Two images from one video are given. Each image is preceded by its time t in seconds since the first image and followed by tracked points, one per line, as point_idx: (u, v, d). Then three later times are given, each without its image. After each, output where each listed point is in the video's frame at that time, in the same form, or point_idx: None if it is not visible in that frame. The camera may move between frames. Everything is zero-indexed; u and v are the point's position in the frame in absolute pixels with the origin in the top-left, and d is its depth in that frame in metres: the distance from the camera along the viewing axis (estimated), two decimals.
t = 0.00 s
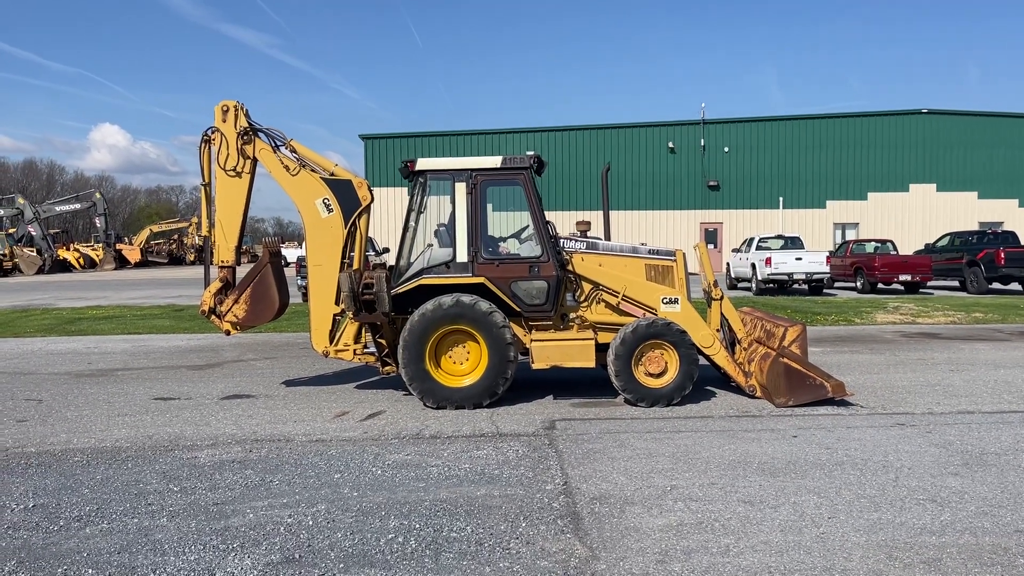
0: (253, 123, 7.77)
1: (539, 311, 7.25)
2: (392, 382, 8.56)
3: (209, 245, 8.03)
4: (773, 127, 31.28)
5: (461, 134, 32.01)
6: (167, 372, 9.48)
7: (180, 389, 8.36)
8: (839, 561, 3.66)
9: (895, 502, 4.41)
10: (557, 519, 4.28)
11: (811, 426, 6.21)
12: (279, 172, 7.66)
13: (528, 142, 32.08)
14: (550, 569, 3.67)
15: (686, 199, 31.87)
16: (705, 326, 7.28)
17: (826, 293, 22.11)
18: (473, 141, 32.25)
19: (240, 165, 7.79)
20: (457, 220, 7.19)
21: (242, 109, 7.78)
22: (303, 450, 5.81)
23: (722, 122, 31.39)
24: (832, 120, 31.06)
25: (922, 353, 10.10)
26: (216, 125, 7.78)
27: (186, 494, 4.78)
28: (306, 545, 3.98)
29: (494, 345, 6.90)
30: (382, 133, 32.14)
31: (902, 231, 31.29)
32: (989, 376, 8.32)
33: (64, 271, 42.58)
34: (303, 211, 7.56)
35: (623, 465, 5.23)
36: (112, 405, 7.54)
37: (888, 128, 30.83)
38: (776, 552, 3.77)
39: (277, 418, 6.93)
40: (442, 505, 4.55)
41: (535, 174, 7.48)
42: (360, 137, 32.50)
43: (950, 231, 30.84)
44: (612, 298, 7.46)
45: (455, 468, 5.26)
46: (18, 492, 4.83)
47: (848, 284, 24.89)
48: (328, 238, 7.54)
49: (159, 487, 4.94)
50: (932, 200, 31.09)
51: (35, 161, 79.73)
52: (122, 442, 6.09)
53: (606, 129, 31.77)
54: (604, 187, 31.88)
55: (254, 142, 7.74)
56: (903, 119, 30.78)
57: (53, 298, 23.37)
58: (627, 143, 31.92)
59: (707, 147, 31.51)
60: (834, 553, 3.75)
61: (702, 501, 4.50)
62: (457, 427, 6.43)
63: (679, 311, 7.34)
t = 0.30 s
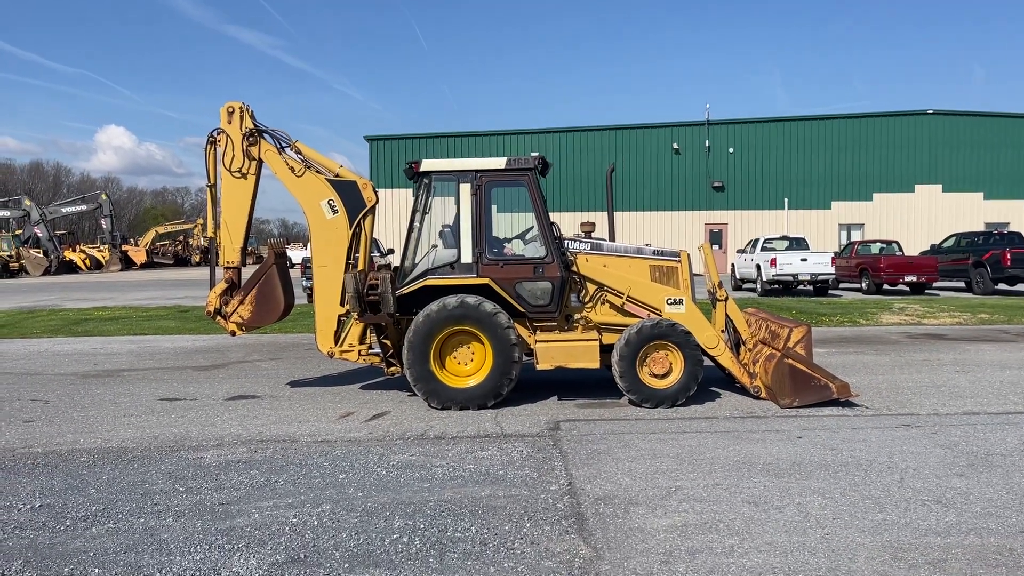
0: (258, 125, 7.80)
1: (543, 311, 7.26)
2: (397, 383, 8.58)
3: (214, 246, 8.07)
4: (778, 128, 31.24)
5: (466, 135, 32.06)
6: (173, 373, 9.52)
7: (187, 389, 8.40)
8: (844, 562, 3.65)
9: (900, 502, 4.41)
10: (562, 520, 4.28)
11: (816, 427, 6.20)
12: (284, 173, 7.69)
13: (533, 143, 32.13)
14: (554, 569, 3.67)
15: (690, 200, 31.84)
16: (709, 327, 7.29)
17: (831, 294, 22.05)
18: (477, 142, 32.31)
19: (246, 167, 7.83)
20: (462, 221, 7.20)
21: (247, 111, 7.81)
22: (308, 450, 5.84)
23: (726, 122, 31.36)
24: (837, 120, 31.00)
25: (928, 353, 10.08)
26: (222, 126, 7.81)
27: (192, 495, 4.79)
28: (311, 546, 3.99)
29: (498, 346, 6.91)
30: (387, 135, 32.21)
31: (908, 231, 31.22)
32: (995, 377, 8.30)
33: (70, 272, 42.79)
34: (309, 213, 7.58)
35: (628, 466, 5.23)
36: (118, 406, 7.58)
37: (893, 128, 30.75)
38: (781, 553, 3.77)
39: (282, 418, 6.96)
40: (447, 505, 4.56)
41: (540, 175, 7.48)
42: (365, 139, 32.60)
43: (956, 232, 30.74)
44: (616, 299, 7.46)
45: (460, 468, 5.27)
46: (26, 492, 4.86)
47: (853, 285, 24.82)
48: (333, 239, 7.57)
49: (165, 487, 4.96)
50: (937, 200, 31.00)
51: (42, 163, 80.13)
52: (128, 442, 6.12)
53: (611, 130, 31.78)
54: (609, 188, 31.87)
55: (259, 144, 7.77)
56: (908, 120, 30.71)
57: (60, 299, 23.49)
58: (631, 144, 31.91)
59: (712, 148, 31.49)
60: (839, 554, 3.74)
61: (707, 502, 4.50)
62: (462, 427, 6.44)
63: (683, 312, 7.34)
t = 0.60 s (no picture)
0: (261, 126, 7.82)
1: (546, 312, 7.26)
2: (400, 384, 8.59)
3: (218, 247, 8.08)
4: (782, 128, 31.21)
5: (469, 135, 32.10)
6: (177, 374, 9.54)
7: (191, 390, 8.42)
8: (846, 562, 3.65)
9: (904, 503, 4.40)
10: (564, 520, 4.29)
11: (820, 428, 6.19)
12: (288, 174, 7.71)
13: (537, 143, 32.15)
14: (557, 570, 3.67)
15: (694, 200, 31.80)
16: (713, 328, 7.28)
17: (835, 294, 21.99)
18: (481, 143, 32.34)
19: (249, 168, 7.84)
20: (465, 221, 7.20)
21: (250, 112, 7.82)
22: (312, 450, 5.85)
23: (730, 122, 31.34)
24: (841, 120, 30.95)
25: (932, 354, 10.06)
26: (225, 127, 7.83)
27: (196, 495, 4.81)
28: (313, 545, 4.01)
29: (501, 346, 6.91)
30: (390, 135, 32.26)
31: (913, 231, 31.15)
32: (1000, 377, 8.27)
33: (75, 272, 42.96)
34: (312, 213, 7.60)
35: (631, 466, 5.23)
36: (122, 406, 7.60)
37: (898, 128, 30.68)
38: (783, 553, 3.77)
39: (285, 418, 6.97)
40: (450, 505, 4.56)
41: (543, 175, 7.49)
42: (369, 139, 32.65)
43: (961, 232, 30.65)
44: (619, 299, 7.46)
45: (463, 468, 5.27)
46: (30, 492, 4.88)
47: (857, 286, 24.76)
48: (336, 240, 7.58)
49: (169, 487, 4.97)
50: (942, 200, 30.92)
51: (48, 164, 80.45)
52: (132, 443, 6.14)
53: (614, 130, 31.78)
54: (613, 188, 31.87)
55: (263, 145, 7.78)
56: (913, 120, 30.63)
57: (64, 299, 23.56)
58: (635, 144, 31.90)
59: (716, 148, 31.47)
60: (842, 555, 3.74)
61: (709, 502, 4.50)
62: (465, 428, 6.44)
63: (687, 312, 7.34)
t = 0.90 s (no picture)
0: (264, 126, 7.83)
1: (548, 311, 7.27)
2: (402, 383, 8.59)
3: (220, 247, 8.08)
4: (785, 128, 31.17)
5: (472, 135, 32.09)
6: (179, 373, 9.55)
7: (193, 389, 8.43)
8: (847, 562, 3.65)
9: (905, 503, 4.39)
10: (565, 519, 4.28)
11: (822, 428, 6.18)
12: (290, 174, 7.72)
13: (539, 143, 32.13)
14: (557, 570, 3.67)
15: (697, 200, 31.76)
16: (715, 328, 7.26)
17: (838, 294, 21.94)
18: (483, 143, 32.35)
19: (251, 167, 7.85)
20: (467, 221, 7.20)
21: (252, 112, 7.83)
22: (313, 450, 5.86)
23: (733, 122, 31.28)
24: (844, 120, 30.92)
25: (935, 354, 10.03)
26: (228, 127, 7.84)
27: (197, 494, 4.82)
28: (314, 545, 4.01)
29: (503, 346, 6.91)
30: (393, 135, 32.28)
31: (916, 231, 31.08)
32: (1004, 377, 8.24)
33: (79, 272, 43.02)
34: (314, 213, 7.60)
35: (632, 466, 5.23)
36: (124, 406, 7.61)
37: (901, 128, 30.63)
38: (783, 553, 3.76)
39: (287, 418, 6.98)
40: (450, 505, 4.56)
41: (545, 175, 7.48)
42: (372, 139, 32.68)
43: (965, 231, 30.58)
44: (621, 299, 7.46)
45: (464, 468, 5.27)
46: (31, 491, 4.89)
47: (860, 286, 24.71)
48: (338, 240, 7.59)
49: (170, 486, 4.98)
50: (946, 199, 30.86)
51: (52, 164, 80.64)
52: (134, 442, 6.15)
53: (617, 130, 31.76)
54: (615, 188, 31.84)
55: (265, 144, 7.79)
56: (917, 119, 30.57)
57: (67, 299, 23.60)
58: (638, 144, 31.88)
59: (718, 148, 31.43)
60: (843, 554, 3.73)
61: (710, 502, 4.49)
62: (467, 428, 6.44)
63: (688, 312, 7.33)
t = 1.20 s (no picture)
0: (265, 125, 7.83)
1: (549, 311, 7.26)
2: (403, 383, 8.59)
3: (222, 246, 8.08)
4: (787, 128, 31.14)
5: (474, 135, 32.07)
6: (180, 372, 9.55)
7: (194, 388, 8.43)
8: (848, 562, 3.64)
9: (906, 503, 4.38)
10: (566, 519, 4.28)
11: (823, 428, 6.17)
12: (291, 173, 7.71)
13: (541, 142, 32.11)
14: (557, 569, 3.66)
15: (699, 200, 31.73)
16: (716, 327, 7.25)
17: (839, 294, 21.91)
18: (485, 142, 32.34)
19: (253, 166, 7.85)
20: (468, 220, 7.20)
21: (254, 111, 7.84)
22: (314, 449, 5.86)
23: (735, 122, 31.23)
24: (845, 120, 30.90)
25: (937, 354, 10.01)
26: (229, 126, 7.84)
27: (198, 493, 4.82)
28: (315, 544, 4.01)
29: (504, 345, 6.91)
30: (395, 134, 32.27)
31: (918, 231, 31.05)
32: (1005, 378, 8.22)
33: (80, 271, 43.02)
34: (316, 212, 7.60)
35: (633, 465, 5.23)
36: (126, 404, 7.62)
37: (903, 128, 30.59)
38: (784, 553, 3.76)
39: (288, 417, 6.98)
40: (451, 504, 4.56)
41: (546, 175, 7.48)
42: (374, 139, 32.69)
43: (967, 231, 30.54)
44: (623, 298, 7.46)
45: (464, 467, 5.27)
46: (32, 490, 4.89)
47: (862, 286, 24.67)
48: (339, 239, 7.58)
49: (171, 485, 4.98)
50: (948, 199, 30.83)
51: (54, 164, 80.72)
52: (135, 441, 6.15)
53: (618, 130, 31.74)
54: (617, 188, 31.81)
55: (266, 144, 7.80)
56: (919, 119, 30.53)
57: (69, 298, 23.61)
58: (639, 144, 31.85)
59: (721, 147, 31.38)
60: (844, 555, 3.72)
61: (711, 502, 4.49)
62: (468, 427, 6.44)
63: (690, 311, 7.32)
